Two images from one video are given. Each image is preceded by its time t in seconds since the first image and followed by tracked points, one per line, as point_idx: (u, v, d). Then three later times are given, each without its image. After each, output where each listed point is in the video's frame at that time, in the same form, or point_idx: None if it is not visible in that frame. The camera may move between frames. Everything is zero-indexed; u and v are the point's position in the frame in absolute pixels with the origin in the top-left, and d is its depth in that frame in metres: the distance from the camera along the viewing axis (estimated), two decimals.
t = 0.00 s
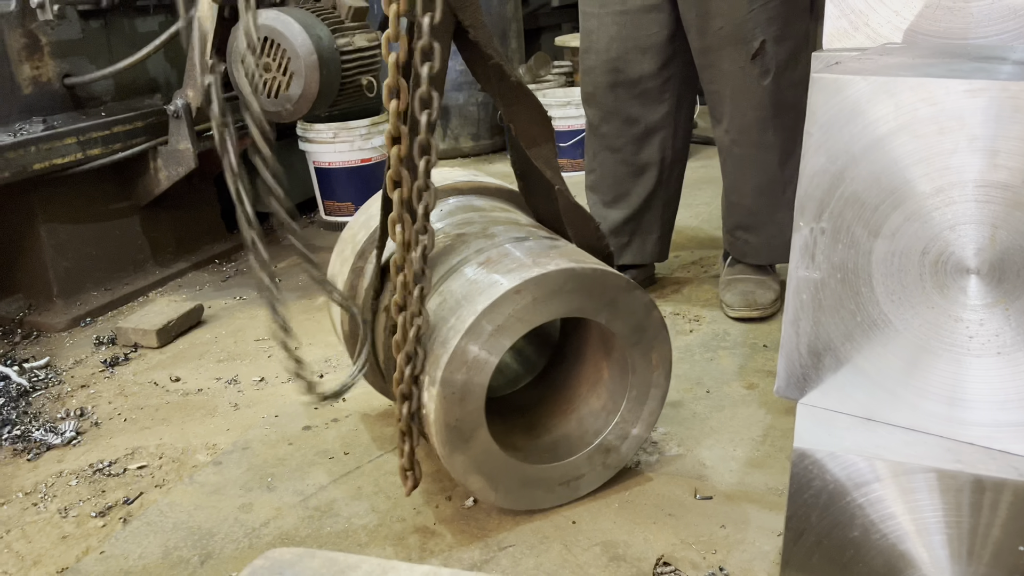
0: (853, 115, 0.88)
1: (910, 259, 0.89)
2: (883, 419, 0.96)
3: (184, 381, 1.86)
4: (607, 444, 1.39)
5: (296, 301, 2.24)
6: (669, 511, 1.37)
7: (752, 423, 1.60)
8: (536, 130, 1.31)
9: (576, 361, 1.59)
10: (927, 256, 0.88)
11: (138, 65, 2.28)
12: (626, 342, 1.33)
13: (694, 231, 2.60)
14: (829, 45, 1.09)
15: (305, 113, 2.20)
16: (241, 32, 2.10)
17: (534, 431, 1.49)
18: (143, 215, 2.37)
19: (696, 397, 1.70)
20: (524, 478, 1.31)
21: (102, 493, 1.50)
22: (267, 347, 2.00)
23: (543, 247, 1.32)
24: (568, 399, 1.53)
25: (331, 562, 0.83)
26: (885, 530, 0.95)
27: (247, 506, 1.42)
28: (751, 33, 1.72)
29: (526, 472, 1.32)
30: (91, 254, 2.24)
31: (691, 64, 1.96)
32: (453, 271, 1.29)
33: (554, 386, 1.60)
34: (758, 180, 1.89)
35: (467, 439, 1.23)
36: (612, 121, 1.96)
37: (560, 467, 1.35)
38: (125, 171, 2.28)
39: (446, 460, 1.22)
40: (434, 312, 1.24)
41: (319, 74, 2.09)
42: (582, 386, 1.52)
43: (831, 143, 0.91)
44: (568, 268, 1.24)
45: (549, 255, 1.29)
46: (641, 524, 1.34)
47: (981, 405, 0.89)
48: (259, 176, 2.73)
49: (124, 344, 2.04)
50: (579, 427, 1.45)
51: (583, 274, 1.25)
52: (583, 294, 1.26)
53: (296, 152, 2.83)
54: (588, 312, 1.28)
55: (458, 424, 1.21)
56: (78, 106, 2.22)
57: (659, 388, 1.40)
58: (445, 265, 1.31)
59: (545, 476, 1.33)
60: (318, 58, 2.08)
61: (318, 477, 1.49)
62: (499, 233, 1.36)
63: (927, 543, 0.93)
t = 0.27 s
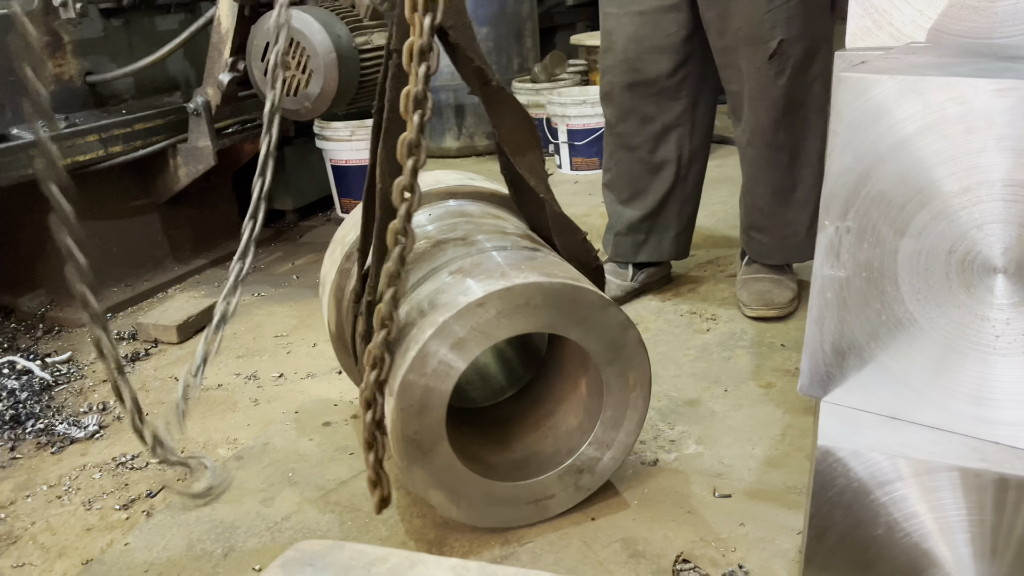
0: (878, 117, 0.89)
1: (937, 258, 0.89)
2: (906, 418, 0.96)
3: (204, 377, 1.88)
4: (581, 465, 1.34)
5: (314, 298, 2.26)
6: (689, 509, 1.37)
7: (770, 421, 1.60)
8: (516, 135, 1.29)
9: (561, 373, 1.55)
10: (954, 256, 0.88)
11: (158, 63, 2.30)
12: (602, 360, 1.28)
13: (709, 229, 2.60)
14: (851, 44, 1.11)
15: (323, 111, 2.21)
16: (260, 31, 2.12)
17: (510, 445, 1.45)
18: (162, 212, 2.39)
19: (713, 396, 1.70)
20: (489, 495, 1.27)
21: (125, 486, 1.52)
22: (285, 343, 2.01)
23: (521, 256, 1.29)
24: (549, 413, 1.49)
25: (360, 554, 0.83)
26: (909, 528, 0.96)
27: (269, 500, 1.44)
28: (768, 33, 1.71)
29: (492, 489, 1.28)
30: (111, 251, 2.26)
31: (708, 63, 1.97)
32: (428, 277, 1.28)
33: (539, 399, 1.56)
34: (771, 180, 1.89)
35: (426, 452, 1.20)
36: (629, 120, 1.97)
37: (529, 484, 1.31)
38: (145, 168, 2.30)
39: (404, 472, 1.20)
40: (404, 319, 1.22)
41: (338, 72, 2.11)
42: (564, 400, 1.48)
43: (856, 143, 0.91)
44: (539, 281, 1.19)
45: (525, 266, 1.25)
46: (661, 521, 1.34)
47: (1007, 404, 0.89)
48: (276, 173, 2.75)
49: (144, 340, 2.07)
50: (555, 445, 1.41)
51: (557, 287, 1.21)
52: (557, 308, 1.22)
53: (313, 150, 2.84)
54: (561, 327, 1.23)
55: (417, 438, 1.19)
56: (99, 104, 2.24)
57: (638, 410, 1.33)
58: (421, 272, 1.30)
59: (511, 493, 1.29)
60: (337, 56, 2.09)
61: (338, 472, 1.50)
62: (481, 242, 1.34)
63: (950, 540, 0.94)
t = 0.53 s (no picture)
0: (914, 106, 0.86)
1: (971, 250, 0.85)
2: (941, 406, 0.92)
3: (230, 366, 1.90)
4: (546, 471, 1.27)
5: (337, 290, 2.28)
6: (714, 499, 1.38)
7: (794, 414, 1.61)
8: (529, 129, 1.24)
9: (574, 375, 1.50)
10: (989, 246, 0.84)
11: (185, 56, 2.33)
12: (567, 369, 1.21)
13: (730, 225, 2.60)
14: (881, 38, 1.09)
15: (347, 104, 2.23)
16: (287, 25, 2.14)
17: (496, 436, 1.43)
18: (186, 204, 2.42)
19: (736, 388, 1.71)
20: (444, 479, 1.27)
21: (156, 472, 1.55)
22: (310, 334, 2.04)
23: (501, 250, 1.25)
24: (543, 414, 1.45)
25: (401, 534, 0.85)
26: (941, 517, 0.94)
27: (298, 486, 1.45)
28: (794, 27, 1.72)
29: (448, 475, 1.27)
30: (137, 242, 2.29)
31: (734, 57, 1.97)
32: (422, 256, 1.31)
33: (544, 397, 1.52)
34: (795, 175, 1.90)
35: (384, 425, 1.24)
36: (652, 113, 1.99)
37: (487, 478, 1.28)
38: (171, 160, 2.33)
39: (364, 442, 1.25)
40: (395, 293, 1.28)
41: (363, 65, 2.13)
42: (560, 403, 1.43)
43: (893, 131, 0.88)
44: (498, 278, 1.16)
45: (500, 260, 1.21)
46: (686, 510, 1.35)
47: None
48: (298, 167, 2.77)
49: (171, 330, 2.09)
50: (532, 447, 1.36)
51: (517, 286, 1.16)
52: (518, 306, 1.17)
53: (335, 144, 2.86)
54: (521, 326, 1.18)
55: (374, 411, 1.23)
56: (126, 97, 2.28)
57: (609, 427, 1.24)
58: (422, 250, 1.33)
59: (465, 480, 1.28)
60: (362, 50, 2.11)
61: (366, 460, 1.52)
62: (482, 232, 1.32)
63: (981, 530, 0.92)
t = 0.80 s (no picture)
0: (938, 101, 0.84)
1: (997, 243, 0.82)
2: (964, 397, 0.86)
3: (253, 357, 1.93)
4: (482, 471, 1.29)
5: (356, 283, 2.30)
6: (733, 491, 1.39)
7: (812, 409, 1.62)
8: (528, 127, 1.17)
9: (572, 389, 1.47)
10: (1013, 240, 0.81)
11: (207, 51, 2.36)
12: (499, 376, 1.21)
13: (746, 221, 2.61)
14: (905, 33, 1.12)
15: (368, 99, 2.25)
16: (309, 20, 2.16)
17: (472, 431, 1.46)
18: (207, 197, 2.45)
19: (754, 383, 1.72)
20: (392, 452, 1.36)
21: (182, 459, 1.57)
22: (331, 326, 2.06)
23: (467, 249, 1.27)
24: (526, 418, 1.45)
25: (432, 516, 0.87)
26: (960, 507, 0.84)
27: (322, 474, 1.48)
28: (816, 23, 1.73)
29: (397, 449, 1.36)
30: (160, 234, 2.33)
31: (754, 54, 1.98)
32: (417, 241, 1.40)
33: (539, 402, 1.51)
34: (814, 171, 1.91)
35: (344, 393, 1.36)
36: (672, 109, 2.01)
37: (433, 462, 1.33)
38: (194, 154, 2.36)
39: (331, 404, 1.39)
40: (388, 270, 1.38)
41: (383, 60, 2.15)
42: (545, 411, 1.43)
43: (920, 125, 0.85)
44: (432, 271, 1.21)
45: (453, 257, 1.25)
46: (705, 502, 1.37)
47: None
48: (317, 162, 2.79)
49: (194, 321, 2.13)
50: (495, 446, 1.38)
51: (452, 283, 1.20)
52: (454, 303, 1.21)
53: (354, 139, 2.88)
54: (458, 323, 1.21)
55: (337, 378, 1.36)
56: (150, 91, 2.31)
57: (541, 440, 1.23)
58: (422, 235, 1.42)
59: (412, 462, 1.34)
60: (382, 46, 2.14)
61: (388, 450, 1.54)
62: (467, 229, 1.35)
63: (1000, 521, 0.82)
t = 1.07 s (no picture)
0: (955, 104, 0.84)
1: (1014, 243, 0.82)
2: (980, 397, 0.87)
3: (271, 351, 1.96)
4: (403, 460, 1.35)
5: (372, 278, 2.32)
6: (747, 488, 1.40)
7: (826, 407, 1.63)
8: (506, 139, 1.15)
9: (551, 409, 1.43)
10: None
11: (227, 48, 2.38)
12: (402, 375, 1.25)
13: (760, 219, 2.61)
14: (923, 34, 1.11)
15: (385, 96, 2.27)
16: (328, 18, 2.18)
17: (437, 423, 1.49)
18: (226, 192, 2.48)
19: (769, 380, 1.73)
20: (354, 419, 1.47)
21: (203, 451, 1.60)
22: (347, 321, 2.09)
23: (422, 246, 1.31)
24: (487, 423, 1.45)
25: (453, 509, 0.89)
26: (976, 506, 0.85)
27: (340, 467, 1.50)
28: (835, 22, 1.73)
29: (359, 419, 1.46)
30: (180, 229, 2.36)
31: (772, 53, 1.99)
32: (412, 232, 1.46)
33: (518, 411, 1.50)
34: (831, 170, 1.91)
35: (326, 355, 1.51)
36: (688, 108, 2.02)
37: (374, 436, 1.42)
38: (213, 150, 2.39)
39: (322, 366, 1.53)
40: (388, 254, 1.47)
41: (401, 58, 2.16)
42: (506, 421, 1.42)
43: (938, 126, 0.86)
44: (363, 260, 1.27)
45: (395, 250, 1.29)
46: (719, 498, 1.38)
47: None
48: (334, 158, 2.82)
49: (212, 315, 2.16)
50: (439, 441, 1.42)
51: (374, 274, 1.25)
52: (373, 293, 1.26)
53: (370, 135, 2.91)
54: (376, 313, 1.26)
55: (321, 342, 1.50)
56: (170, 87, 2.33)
57: (434, 443, 1.25)
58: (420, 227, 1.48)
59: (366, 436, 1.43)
60: (400, 43, 2.15)
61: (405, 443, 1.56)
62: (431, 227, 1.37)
63: (1013, 518, 0.82)
